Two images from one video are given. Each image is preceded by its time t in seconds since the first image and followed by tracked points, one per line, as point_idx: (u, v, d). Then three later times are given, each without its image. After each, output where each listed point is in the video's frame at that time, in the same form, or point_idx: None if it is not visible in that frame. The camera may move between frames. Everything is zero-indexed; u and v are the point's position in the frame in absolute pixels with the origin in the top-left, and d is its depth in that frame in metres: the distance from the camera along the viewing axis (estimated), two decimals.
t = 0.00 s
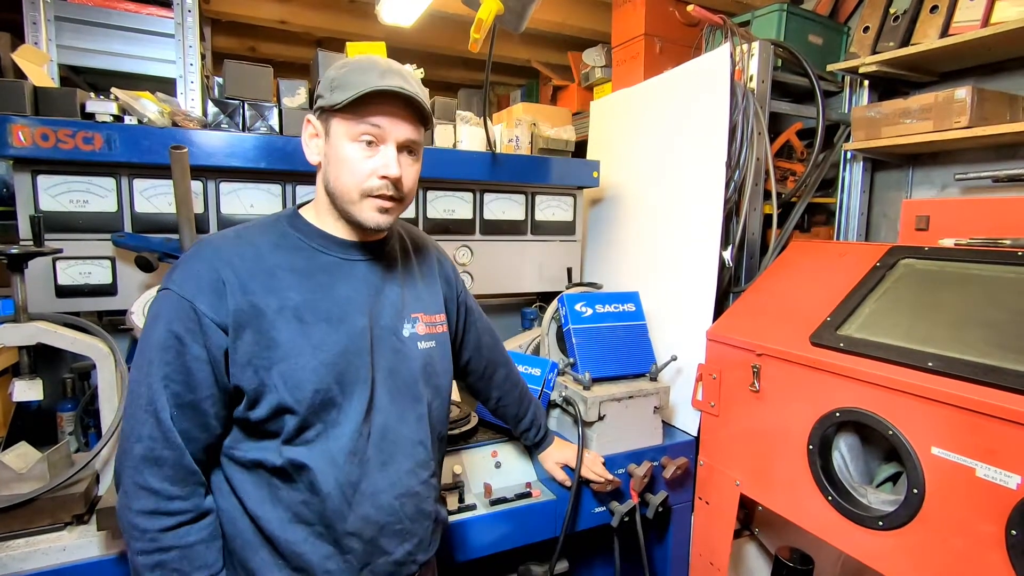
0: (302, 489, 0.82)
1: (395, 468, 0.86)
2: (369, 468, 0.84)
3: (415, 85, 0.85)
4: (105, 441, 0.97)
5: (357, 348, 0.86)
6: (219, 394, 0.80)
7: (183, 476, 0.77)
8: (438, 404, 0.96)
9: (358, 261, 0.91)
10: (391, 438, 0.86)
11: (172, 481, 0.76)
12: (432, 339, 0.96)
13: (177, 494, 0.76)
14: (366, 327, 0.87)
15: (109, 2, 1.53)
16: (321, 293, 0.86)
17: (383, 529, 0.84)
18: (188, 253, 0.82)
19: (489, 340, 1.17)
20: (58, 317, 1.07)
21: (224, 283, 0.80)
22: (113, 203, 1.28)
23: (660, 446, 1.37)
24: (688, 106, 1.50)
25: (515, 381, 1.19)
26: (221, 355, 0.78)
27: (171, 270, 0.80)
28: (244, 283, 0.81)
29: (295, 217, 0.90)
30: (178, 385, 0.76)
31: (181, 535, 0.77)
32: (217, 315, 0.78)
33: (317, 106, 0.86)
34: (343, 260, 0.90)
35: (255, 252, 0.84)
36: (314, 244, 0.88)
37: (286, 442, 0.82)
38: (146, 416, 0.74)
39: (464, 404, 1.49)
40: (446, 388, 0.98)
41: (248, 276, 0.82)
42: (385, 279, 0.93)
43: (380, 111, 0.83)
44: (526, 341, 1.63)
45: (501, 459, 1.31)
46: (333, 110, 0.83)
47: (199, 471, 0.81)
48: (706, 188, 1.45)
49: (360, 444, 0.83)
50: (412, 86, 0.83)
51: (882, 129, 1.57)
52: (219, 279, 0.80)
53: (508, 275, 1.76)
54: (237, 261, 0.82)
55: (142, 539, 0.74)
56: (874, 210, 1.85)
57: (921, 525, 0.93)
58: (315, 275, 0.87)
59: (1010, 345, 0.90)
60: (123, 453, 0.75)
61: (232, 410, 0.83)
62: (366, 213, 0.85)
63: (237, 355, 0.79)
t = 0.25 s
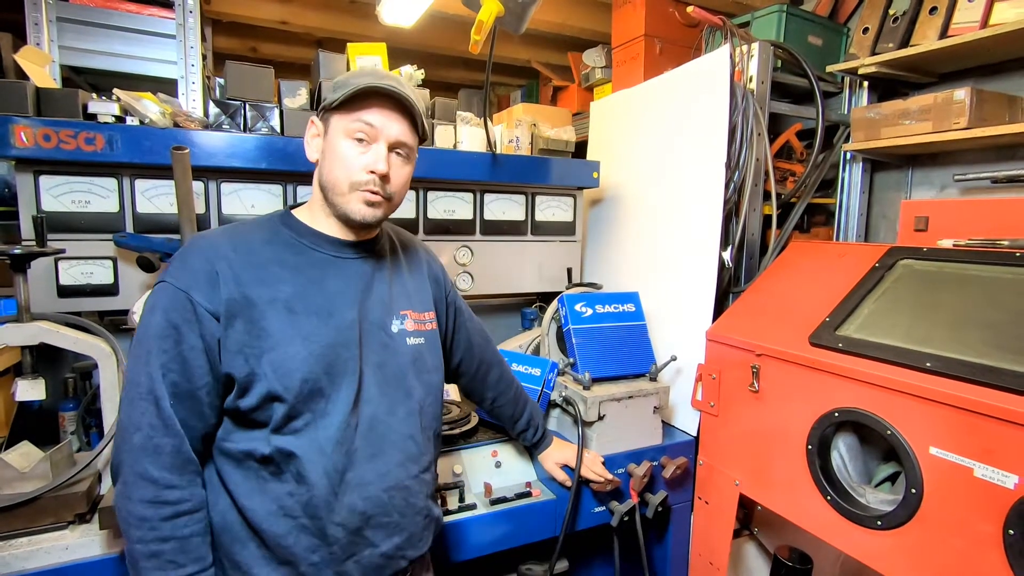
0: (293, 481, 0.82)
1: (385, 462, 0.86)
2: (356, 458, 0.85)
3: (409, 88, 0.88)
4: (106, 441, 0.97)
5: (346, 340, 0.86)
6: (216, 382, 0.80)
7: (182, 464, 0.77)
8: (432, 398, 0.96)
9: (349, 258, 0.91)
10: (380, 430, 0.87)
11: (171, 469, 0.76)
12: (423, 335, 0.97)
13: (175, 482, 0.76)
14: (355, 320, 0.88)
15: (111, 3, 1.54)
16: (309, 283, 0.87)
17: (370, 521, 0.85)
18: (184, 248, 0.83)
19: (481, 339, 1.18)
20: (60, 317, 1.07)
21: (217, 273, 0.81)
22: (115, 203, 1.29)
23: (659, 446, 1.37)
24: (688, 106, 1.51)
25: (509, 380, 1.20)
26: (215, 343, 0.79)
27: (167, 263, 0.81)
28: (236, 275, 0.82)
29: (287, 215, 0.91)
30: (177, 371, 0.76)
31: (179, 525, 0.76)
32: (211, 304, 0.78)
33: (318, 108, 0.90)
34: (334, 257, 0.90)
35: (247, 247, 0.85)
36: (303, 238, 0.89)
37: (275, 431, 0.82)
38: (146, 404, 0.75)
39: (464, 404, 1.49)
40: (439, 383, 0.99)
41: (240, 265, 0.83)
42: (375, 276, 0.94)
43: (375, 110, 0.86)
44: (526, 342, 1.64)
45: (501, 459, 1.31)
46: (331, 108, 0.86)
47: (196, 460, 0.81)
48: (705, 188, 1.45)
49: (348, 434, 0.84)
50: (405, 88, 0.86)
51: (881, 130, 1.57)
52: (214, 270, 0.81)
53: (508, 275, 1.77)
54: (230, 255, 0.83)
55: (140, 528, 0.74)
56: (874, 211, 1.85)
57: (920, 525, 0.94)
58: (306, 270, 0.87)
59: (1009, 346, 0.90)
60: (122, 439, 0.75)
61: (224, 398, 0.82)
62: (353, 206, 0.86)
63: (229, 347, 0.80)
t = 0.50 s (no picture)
0: (283, 478, 0.82)
1: (376, 460, 0.87)
2: (346, 456, 0.85)
3: (396, 91, 0.89)
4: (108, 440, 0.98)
5: (336, 339, 0.87)
6: (207, 381, 0.81)
7: (173, 461, 0.77)
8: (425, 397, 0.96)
9: (339, 259, 0.92)
10: (371, 428, 0.87)
11: (163, 466, 0.76)
12: (416, 335, 0.97)
13: (167, 479, 0.77)
14: (345, 319, 0.88)
15: (113, 3, 1.54)
16: (297, 282, 0.87)
17: (361, 519, 0.85)
18: (177, 248, 0.83)
19: (477, 339, 1.18)
20: (63, 317, 1.08)
21: (208, 273, 0.81)
22: (116, 204, 1.29)
23: (659, 446, 1.38)
24: (687, 108, 1.51)
25: (507, 380, 1.20)
26: (206, 342, 0.79)
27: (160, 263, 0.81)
28: (226, 274, 0.82)
29: (280, 217, 0.92)
30: (169, 369, 0.77)
31: (172, 521, 0.77)
32: (201, 303, 0.79)
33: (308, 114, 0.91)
34: (324, 258, 0.90)
35: (238, 248, 0.86)
36: (294, 238, 0.90)
37: (265, 429, 0.82)
38: (138, 402, 0.75)
39: (464, 404, 1.50)
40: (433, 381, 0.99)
41: (231, 264, 0.84)
42: (367, 277, 0.94)
43: (362, 114, 0.87)
44: (526, 342, 1.64)
45: (500, 459, 1.31)
46: (319, 112, 0.87)
47: (189, 458, 0.81)
48: (705, 189, 1.46)
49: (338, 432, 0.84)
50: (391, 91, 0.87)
51: (881, 131, 1.58)
52: (205, 270, 0.81)
53: (508, 275, 1.77)
54: (221, 254, 0.84)
55: (134, 524, 0.75)
56: (873, 212, 1.85)
57: (918, 525, 0.94)
58: (296, 271, 0.88)
59: (1008, 347, 0.90)
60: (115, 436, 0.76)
61: (216, 397, 0.83)
62: (342, 210, 0.87)
63: (219, 346, 0.80)
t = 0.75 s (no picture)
0: (270, 479, 0.83)
1: (364, 462, 0.87)
2: (334, 457, 0.86)
3: (368, 83, 0.89)
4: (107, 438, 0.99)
5: (324, 341, 0.87)
6: (194, 382, 0.81)
7: (159, 462, 0.78)
8: (414, 398, 0.97)
9: (328, 260, 0.92)
10: (359, 429, 0.88)
11: (149, 466, 0.77)
12: (405, 338, 0.97)
13: (153, 479, 0.77)
14: (333, 321, 0.89)
15: (114, 5, 1.55)
16: (282, 283, 0.87)
17: (349, 520, 0.86)
18: (166, 251, 0.84)
19: (471, 340, 1.18)
20: (63, 317, 1.09)
21: (194, 276, 0.82)
22: (117, 204, 1.30)
23: (656, 447, 1.38)
24: (686, 109, 1.51)
25: (501, 381, 1.20)
26: (192, 345, 0.80)
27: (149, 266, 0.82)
28: (212, 277, 0.83)
29: (269, 219, 0.92)
30: (156, 371, 0.77)
31: (159, 520, 0.78)
32: (187, 306, 0.79)
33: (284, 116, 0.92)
34: (312, 259, 0.91)
35: (227, 250, 0.86)
36: (282, 240, 0.90)
37: (253, 429, 0.83)
38: (125, 403, 0.76)
39: (461, 405, 1.50)
40: (423, 383, 0.99)
41: (218, 266, 0.84)
42: (356, 278, 0.95)
43: (336, 108, 0.88)
44: (525, 343, 1.64)
45: (497, 459, 1.32)
46: (294, 112, 0.88)
47: (176, 458, 0.82)
48: (703, 190, 1.46)
49: (325, 434, 0.85)
50: (361, 82, 0.87)
51: (880, 132, 1.58)
52: (192, 273, 0.82)
53: (507, 276, 1.77)
54: (207, 257, 0.84)
55: (120, 523, 0.75)
56: (873, 214, 1.85)
57: (914, 527, 0.94)
58: (283, 273, 0.88)
59: (1004, 349, 0.90)
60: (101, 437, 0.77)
61: (203, 398, 0.83)
62: (325, 206, 0.88)
63: (205, 348, 0.81)
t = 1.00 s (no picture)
0: (265, 479, 0.83)
1: (360, 463, 0.87)
2: (330, 458, 0.86)
3: (372, 87, 0.90)
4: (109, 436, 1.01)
5: (319, 342, 0.87)
6: (190, 383, 0.82)
7: (154, 462, 0.78)
8: (410, 399, 0.97)
9: (324, 261, 0.93)
10: (354, 430, 0.88)
11: (145, 466, 0.78)
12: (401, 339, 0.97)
13: (148, 479, 0.78)
14: (329, 321, 0.89)
15: (120, 7, 1.56)
16: (275, 284, 0.88)
17: (344, 520, 0.86)
18: (164, 252, 0.85)
19: (470, 340, 1.19)
20: (67, 316, 1.09)
21: (189, 278, 0.82)
22: (121, 204, 1.31)
23: (658, 447, 1.37)
24: (688, 109, 1.51)
25: (500, 382, 1.20)
26: (187, 346, 0.81)
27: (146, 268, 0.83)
28: (208, 278, 0.84)
29: (266, 221, 0.93)
30: (151, 372, 0.78)
31: (154, 519, 0.78)
32: (183, 307, 0.80)
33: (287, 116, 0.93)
34: (309, 261, 0.92)
35: (225, 252, 0.87)
36: (280, 241, 0.91)
37: (248, 430, 0.83)
38: (120, 404, 0.77)
39: (462, 406, 1.50)
40: (420, 383, 0.99)
41: (214, 267, 0.85)
42: (353, 280, 0.95)
43: (339, 110, 0.88)
44: (526, 343, 1.64)
45: (498, 459, 1.32)
46: (298, 113, 0.89)
47: (171, 458, 0.82)
48: (705, 190, 1.45)
49: (321, 435, 0.85)
50: (367, 86, 0.88)
51: (885, 132, 1.57)
52: (188, 274, 0.83)
53: (509, 275, 1.77)
54: (203, 259, 0.85)
55: (116, 523, 0.76)
56: (878, 214, 1.84)
57: (915, 529, 0.93)
58: (279, 274, 0.89)
59: (1006, 350, 0.89)
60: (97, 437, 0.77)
61: (199, 399, 0.84)
62: (325, 208, 0.88)
63: (200, 350, 0.81)
